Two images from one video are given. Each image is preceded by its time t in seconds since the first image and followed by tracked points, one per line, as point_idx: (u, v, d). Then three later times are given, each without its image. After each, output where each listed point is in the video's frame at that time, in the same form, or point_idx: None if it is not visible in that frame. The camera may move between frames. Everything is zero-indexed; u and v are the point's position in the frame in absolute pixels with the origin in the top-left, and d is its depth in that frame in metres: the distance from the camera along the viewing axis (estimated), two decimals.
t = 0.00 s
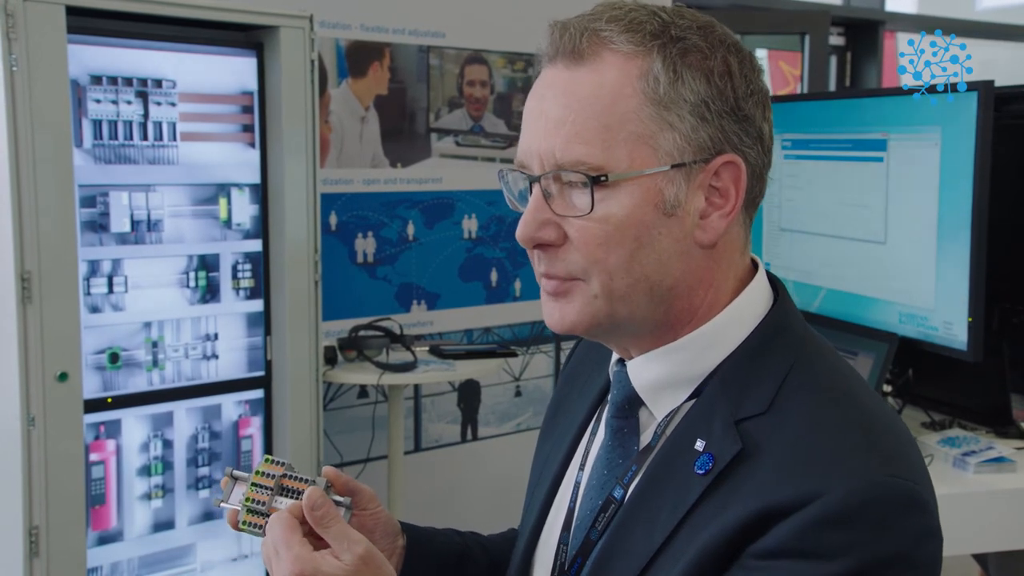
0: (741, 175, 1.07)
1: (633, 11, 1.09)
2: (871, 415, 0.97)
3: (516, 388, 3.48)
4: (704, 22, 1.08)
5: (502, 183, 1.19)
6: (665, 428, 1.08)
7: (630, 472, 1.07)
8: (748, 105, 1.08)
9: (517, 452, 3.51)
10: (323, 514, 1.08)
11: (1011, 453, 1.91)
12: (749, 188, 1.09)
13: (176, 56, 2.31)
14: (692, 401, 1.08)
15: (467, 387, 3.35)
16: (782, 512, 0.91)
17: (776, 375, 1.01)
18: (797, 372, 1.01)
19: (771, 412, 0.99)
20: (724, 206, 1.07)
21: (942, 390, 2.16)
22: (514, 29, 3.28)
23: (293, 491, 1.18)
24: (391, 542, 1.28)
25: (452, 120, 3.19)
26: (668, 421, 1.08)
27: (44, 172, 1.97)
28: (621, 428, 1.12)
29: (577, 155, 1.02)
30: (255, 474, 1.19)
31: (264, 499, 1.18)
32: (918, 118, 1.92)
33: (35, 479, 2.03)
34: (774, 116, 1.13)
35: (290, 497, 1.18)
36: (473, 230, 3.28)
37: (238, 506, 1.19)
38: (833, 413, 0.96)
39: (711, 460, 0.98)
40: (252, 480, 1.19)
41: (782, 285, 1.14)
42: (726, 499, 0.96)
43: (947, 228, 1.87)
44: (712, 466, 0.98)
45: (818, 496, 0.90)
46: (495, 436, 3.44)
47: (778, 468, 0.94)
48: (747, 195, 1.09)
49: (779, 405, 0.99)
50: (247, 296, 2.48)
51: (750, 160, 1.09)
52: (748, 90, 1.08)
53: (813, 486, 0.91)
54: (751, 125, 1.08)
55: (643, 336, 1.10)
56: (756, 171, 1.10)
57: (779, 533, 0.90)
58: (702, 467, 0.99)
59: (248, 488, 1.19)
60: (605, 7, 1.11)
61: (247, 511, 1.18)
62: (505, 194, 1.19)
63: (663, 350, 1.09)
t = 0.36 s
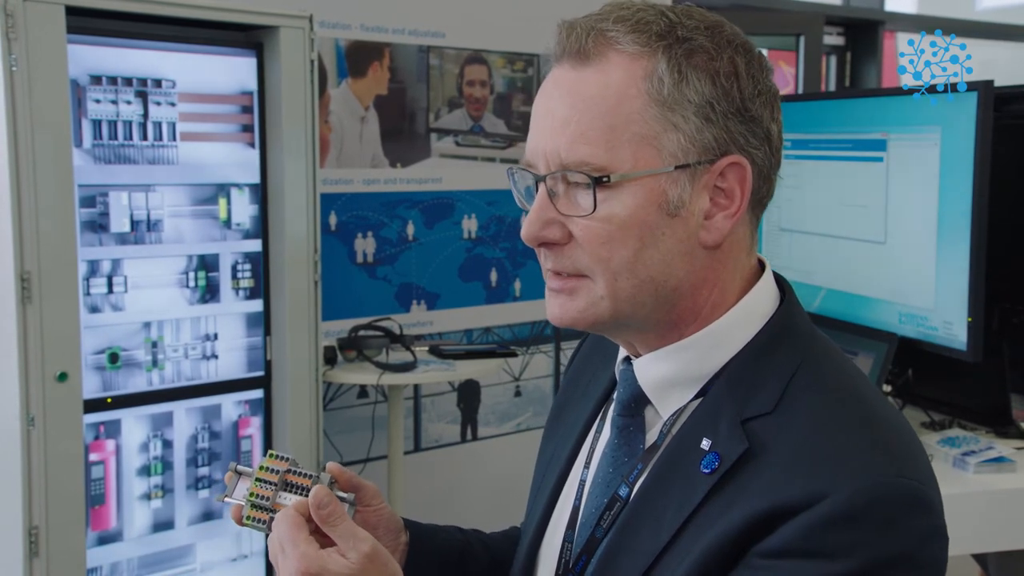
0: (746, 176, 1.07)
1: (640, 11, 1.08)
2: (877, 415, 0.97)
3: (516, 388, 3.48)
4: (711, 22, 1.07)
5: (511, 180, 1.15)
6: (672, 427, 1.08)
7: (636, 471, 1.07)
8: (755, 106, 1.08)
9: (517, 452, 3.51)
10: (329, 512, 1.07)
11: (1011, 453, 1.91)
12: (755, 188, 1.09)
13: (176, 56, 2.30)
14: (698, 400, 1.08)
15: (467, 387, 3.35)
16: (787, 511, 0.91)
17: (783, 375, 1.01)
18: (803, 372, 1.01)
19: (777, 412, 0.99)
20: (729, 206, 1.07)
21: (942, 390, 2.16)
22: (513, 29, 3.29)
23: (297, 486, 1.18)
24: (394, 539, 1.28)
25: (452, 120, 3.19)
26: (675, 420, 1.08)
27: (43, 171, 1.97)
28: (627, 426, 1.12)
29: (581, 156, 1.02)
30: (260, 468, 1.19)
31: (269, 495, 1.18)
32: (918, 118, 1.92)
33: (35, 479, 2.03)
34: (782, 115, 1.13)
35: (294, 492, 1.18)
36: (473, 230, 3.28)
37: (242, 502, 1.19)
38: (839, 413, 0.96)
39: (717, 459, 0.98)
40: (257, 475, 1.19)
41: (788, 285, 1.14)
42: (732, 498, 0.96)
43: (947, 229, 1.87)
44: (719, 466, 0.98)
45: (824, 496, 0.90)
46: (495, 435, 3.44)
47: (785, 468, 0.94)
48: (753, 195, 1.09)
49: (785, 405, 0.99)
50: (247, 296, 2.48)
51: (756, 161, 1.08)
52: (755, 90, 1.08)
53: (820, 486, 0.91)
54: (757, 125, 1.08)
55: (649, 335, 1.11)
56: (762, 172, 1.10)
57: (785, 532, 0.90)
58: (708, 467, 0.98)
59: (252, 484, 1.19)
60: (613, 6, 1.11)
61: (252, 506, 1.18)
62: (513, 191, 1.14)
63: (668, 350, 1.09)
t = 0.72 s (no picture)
0: (742, 176, 1.07)
1: (640, 11, 1.08)
2: (878, 414, 0.97)
3: (516, 388, 3.48)
4: (709, 22, 1.07)
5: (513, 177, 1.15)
6: (674, 426, 1.08)
7: (638, 470, 1.07)
8: (753, 106, 1.07)
9: (517, 452, 3.51)
10: (340, 504, 1.08)
11: (1011, 453, 1.91)
12: (754, 189, 1.09)
13: (176, 56, 2.31)
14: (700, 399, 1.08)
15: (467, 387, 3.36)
16: (789, 510, 0.91)
17: (784, 375, 1.01)
18: (804, 372, 1.01)
19: (779, 411, 0.99)
20: (725, 208, 1.07)
21: (942, 390, 2.16)
22: (513, 29, 3.29)
23: (300, 483, 1.19)
24: (396, 537, 1.28)
25: (452, 120, 3.19)
26: (677, 419, 1.08)
27: (43, 172, 1.97)
28: (629, 426, 1.12)
29: (577, 157, 1.03)
30: (263, 464, 1.19)
31: (272, 491, 1.17)
32: (918, 118, 1.92)
33: (35, 479, 2.02)
34: (783, 115, 1.12)
35: (297, 489, 1.18)
36: (473, 230, 3.28)
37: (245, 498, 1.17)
38: (840, 413, 0.96)
39: (720, 458, 0.98)
40: (259, 471, 1.19)
41: (788, 284, 1.14)
42: (734, 497, 0.96)
43: (946, 229, 1.87)
44: (721, 465, 0.98)
45: (826, 495, 0.90)
46: (495, 436, 3.44)
47: (787, 467, 0.94)
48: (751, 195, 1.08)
49: (787, 404, 0.99)
50: (247, 296, 2.48)
51: (754, 162, 1.08)
52: (752, 91, 1.07)
53: (821, 485, 0.91)
54: (755, 126, 1.07)
55: (649, 336, 1.11)
56: (761, 172, 1.09)
57: (787, 531, 0.90)
58: (710, 466, 0.98)
59: (255, 480, 1.18)
60: (614, 6, 1.11)
61: (254, 502, 1.17)
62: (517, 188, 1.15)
63: (669, 350, 1.08)
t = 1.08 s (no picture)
0: (741, 181, 1.06)
1: (645, 15, 1.08)
2: (877, 418, 0.97)
3: (516, 388, 3.48)
4: (713, 27, 1.06)
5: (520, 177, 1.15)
6: (673, 428, 1.08)
7: (637, 471, 1.07)
8: (754, 111, 1.06)
9: (518, 452, 3.51)
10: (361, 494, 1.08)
11: (1011, 453, 1.91)
12: (753, 193, 1.08)
13: (176, 56, 2.31)
14: (699, 401, 1.07)
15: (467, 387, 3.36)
16: (786, 508, 0.92)
17: (783, 377, 1.01)
18: (803, 375, 1.01)
19: (777, 413, 0.99)
20: (721, 212, 1.06)
21: (942, 391, 2.16)
22: (513, 29, 3.29)
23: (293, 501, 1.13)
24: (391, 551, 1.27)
25: (452, 120, 3.19)
26: (676, 421, 1.08)
27: (43, 171, 1.97)
28: (629, 427, 1.12)
29: (576, 156, 1.04)
30: (254, 483, 1.14)
31: (264, 510, 1.13)
32: (918, 119, 1.92)
33: (35, 479, 2.02)
34: (786, 121, 1.11)
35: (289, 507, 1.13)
36: (473, 230, 3.28)
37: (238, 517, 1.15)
38: (839, 416, 0.96)
39: (717, 459, 0.98)
40: (251, 490, 1.14)
41: (789, 288, 1.14)
42: (732, 498, 0.96)
43: (946, 229, 1.87)
44: (719, 466, 0.98)
45: (823, 495, 0.90)
46: (495, 436, 3.44)
47: (784, 469, 0.94)
48: (750, 198, 1.08)
49: (785, 406, 0.99)
50: (247, 297, 2.48)
51: (753, 167, 1.08)
52: (754, 96, 1.06)
53: (818, 485, 0.91)
54: (756, 131, 1.07)
55: (650, 337, 1.11)
56: (761, 177, 1.08)
57: (785, 529, 0.90)
58: (708, 467, 0.98)
59: (246, 499, 1.14)
60: (621, 8, 1.11)
61: (247, 522, 1.13)
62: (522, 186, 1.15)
63: (670, 351, 1.08)
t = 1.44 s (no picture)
0: (759, 171, 1.07)
1: (663, 7, 1.08)
2: (876, 413, 0.96)
3: (516, 388, 3.49)
4: (733, 20, 1.07)
5: (528, 168, 1.20)
6: (672, 415, 1.07)
7: (636, 458, 1.06)
8: (770, 104, 1.07)
9: (518, 453, 3.51)
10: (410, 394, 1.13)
11: (1011, 453, 1.91)
12: (767, 185, 1.09)
13: (177, 56, 2.31)
14: (697, 391, 1.07)
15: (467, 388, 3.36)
16: (775, 483, 0.92)
17: (786, 366, 1.00)
18: (807, 365, 1.01)
19: (778, 402, 0.98)
20: (740, 201, 1.07)
21: (942, 390, 2.16)
22: (513, 30, 3.29)
23: (315, 490, 1.16)
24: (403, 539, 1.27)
25: (452, 120, 3.19)
26: (676, 409, 1.07)
27: (43, 172, 1.97)
28: (630, 415, 1.12)
29: (599, 144, 1.03)
30: (279, 472, 1.19)
31: (288, 499, 1.16)
32: (920, 119, 1.92)
33: (35, 479, 2.02)
34: (796, 116, 1.12)
35: (313, 496, 1.15)
36: (473, 230, 3.29)
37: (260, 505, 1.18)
38: (842, 406, 0.96)
39: (715, 442, 0.97)
40: (275, 479, 1.19)
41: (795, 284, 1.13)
42: (722, 476, 0.96)
43: (947, 229, 1.87)
44: (715, 449, 0.97)
45: (811, 472, 0.90)
46: (495, 436, 3.44)
47: (778, 452, 0.93)
48: (765, 189, 1.09)
49: (787, 396, 0.98)
50: (247, 297, 2.48)
51: (768, 158, 1.08)
52: (771, 89, 1.07)
53: (808, 463, 0.91)
54: (772, 124, 1.08)
55: (657, 327, 1.10)
56: (775, 169, 1.09)
57: (772, 501, 0.90)
58: (704, 449, 0.98)
59: (271, 488, 1.18)
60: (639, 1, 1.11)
61: (271, 510, 1.16)
62: (531, 180, 1.19)
63: (672, 341, 1.08)
